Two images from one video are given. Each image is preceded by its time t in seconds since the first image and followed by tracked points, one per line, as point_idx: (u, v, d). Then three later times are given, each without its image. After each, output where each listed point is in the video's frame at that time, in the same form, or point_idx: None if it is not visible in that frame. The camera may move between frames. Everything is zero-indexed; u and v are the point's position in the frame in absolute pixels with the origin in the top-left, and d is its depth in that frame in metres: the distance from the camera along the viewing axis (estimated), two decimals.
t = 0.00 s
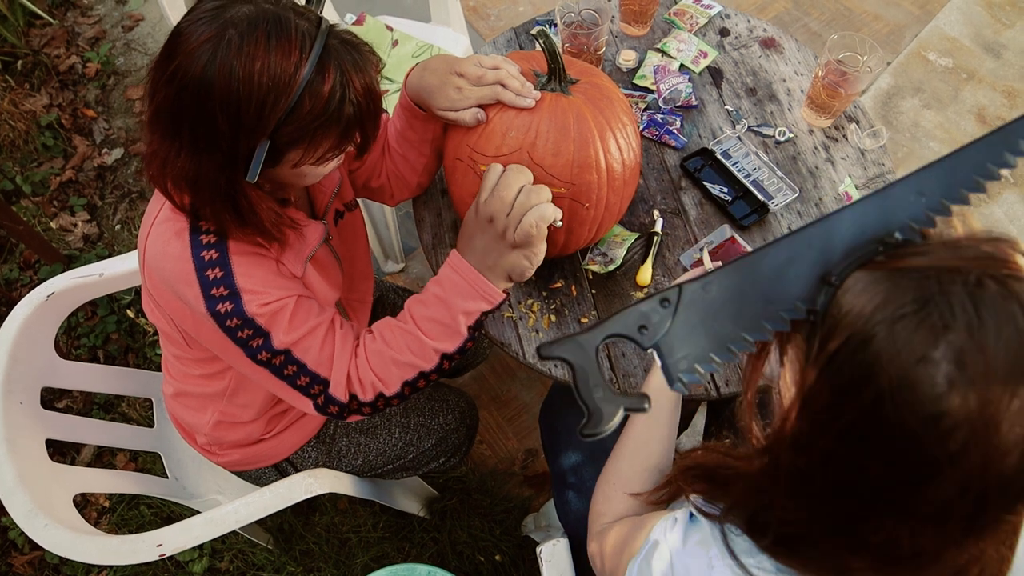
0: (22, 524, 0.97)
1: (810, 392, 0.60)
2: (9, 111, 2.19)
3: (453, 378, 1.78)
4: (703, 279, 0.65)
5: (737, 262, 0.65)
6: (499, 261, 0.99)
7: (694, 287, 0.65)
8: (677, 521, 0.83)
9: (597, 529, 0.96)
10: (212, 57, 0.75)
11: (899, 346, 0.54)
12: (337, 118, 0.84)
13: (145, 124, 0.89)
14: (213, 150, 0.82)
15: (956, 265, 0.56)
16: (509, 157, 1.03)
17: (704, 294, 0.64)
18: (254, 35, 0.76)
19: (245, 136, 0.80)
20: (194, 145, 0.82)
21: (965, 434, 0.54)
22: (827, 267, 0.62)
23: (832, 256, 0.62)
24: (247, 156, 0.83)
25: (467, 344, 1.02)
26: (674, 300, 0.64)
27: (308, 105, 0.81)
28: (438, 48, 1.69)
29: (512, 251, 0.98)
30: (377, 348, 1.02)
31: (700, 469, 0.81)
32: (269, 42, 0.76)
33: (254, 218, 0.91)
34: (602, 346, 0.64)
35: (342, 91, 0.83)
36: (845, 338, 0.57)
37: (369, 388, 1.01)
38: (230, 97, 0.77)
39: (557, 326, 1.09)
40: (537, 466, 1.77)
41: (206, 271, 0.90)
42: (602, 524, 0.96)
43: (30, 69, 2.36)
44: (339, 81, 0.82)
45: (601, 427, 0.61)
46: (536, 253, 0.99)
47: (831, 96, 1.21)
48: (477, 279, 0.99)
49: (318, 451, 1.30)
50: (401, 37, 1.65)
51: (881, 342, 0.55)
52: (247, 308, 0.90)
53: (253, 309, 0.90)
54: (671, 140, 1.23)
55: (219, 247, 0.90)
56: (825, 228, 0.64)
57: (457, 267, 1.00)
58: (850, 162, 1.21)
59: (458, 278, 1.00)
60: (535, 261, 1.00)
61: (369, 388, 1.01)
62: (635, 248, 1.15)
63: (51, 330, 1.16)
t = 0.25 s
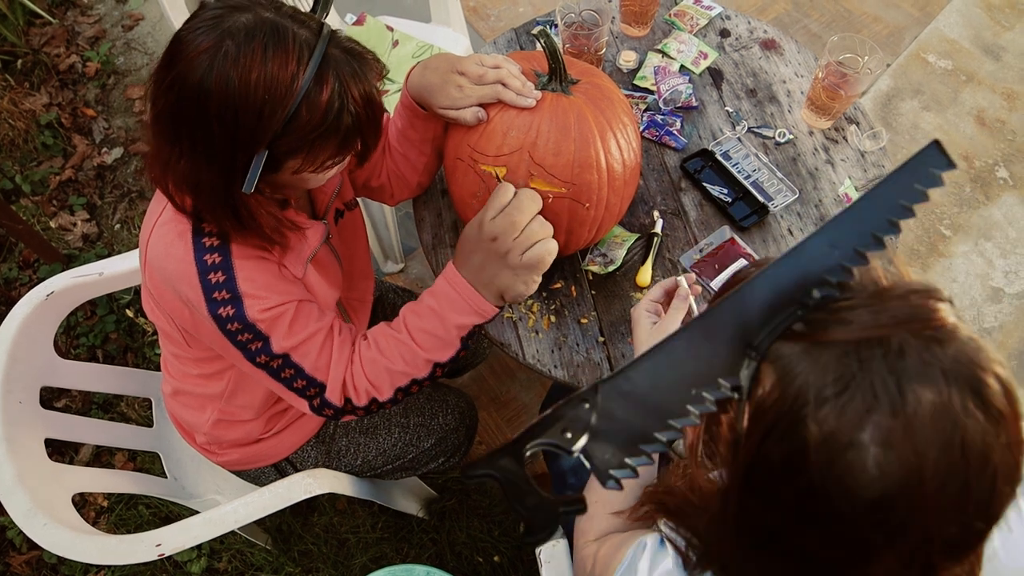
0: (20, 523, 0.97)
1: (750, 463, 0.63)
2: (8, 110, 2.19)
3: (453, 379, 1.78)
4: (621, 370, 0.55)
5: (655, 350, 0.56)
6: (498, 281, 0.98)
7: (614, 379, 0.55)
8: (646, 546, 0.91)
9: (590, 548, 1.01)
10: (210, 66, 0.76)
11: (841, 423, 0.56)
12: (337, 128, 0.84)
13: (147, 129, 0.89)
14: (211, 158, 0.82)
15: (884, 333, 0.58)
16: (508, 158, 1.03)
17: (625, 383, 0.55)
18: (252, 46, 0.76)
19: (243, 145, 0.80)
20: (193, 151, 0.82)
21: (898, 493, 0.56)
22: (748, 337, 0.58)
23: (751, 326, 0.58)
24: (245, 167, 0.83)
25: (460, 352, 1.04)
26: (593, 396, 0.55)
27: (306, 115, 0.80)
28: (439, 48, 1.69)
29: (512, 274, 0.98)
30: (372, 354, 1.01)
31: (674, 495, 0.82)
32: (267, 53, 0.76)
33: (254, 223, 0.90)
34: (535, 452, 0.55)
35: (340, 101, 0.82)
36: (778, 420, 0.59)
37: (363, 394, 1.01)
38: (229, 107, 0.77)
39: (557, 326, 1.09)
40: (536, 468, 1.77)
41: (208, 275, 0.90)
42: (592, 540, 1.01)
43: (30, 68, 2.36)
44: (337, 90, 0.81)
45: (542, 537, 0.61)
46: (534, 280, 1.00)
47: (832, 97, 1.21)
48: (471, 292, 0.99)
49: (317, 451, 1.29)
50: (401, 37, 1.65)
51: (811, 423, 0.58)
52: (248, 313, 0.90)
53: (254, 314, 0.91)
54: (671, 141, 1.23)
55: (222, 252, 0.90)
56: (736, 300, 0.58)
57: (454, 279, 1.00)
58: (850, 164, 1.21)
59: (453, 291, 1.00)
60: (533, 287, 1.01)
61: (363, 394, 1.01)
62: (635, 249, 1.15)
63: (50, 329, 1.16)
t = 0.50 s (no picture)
0: (19, 521, 0.97)
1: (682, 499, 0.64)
2: (6, 108, 2.19)
3: (450, 378, 1.77)
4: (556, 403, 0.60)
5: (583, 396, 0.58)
6: (480, 285, 0.98)
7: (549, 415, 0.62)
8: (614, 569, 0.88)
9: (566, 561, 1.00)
10: (210, 87, 0.76)
11: (750, 480, 0.57)
12: (339, 146, 0.85)
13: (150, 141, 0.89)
14: (211, 174, 0.83)
15: (804, 382, 0.56)
16: (508, 157, 1.03)
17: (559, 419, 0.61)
18: (251, 69, 0.76)
19: (243, 162, 0.81)
20: (193, 164, 0.83)
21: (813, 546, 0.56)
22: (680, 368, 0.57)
23: (683, 356, 0.58)
24: (246, 188, 0.84)
25: (449, 354, 1.05)
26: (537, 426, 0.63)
27: (306, 135, 0.81)
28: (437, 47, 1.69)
29: (495, 279, 0.97)
30: (363, 358, 1.01)
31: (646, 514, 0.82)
32: (266, 75, 0.77)
33: (256, 235, 0.90)
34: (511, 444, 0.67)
35: (340, 120, 0.83)
36: (697, 469, 0.60)
37: (357, 398, 1.02)
38: (229, 130, 0.78)
39: (555, 325, 1.09)
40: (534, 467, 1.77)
41: (211, 281, 0.90)
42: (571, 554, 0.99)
43: (27, 67, 2.35)
44: (338, 110, 0.82)
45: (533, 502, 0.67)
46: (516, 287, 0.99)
47: (830, 97, 1.22)
48: (455, 296, 0.99)
49: (316, 450, 1.29)
50: (400, 36, 1.65)
51: (730, 472, 0.58)
52: (249, 319, 0.90)
53: (255, 321, 0.91)
54: (669, 141, 1.23)
55: (224, 259, 0.90)
56: (656, 350, 0.57)
57: (440, 283, 1.00)
58: (848, 164, 1.21)
59: (442, 296, 1.00)
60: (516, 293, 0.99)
61: (358, 398, 1.02)
62: (634, 248, 1.15)
63: (48, 327, 1.15)
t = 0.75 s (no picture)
0: (18, 519, 0.97)
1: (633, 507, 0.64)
2: (5, 105, 2.18)
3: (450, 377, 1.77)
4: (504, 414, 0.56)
5: (538, 399, 0.56)
6: (464, 270, 0.98)
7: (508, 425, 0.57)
8: None
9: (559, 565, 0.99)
10: (236, 117, 0.76)
11: (691, 486, 0.57)
12: (361, 169, 0.86)
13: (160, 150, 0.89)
14: (233, 197, 0.83)
15: (758, 392, 0.56)
16: (510, 156, 1.03)
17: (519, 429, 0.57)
18: (277, 100, 0.76)
19: (269, 186, 0.82)
20: (214, 186, 0.82)
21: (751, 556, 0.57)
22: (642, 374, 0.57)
23: (647, 364, 0.57)
24: (270, 213, 0.85)
25: (449, 348, 1.03)
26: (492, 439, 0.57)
27: (331, 160, 0.82)
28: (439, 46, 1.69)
29: (477, 263, 0.97)
30: (363, 357, 1.00)
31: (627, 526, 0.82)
32: (292, 108, 0.77)
33: (273, 251, 0.91)
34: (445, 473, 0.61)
35: (363, 144, 0.84)
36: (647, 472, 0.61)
37: (360, 399, 1.01)
38: (254, 159, 0.79)
39: (557, 324, 1.09)
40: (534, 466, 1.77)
41: (215, 283, 0.90)
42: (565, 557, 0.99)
43: (27, 64, 2.35)
44: (361, 135, 0.83)
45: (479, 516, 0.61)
46: (500, 273, 0.98)
47: (832, 98, 1.22)
48: (446, 287, 1.00)
49: (315, 449, 1.29)
50: (401, 35, 1.65)
51: (674, 475, 0.58)
52: (252, 321, 0.90)
53: (259, 322, 0.91)
54: (671, 140, 1.23)
55: (227, 261, 0.90)
56: (620, 351, 0.56)
57: (433, 276, 1.01)
58: (849, 164, 1.21)
59: (434, 290, 1.01)
60: (499, 279, 0.98)
61: (360, 398, 1.01)
62: (635, 248, 1.15)
63: (48, 325, 1.15)
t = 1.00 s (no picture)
0: (18, 518, 0.97)
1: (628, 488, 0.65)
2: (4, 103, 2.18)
3: (450, 377, 1.77)
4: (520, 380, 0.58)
5: (554, 369, 0.58)
6: (464, 262, 0.98)
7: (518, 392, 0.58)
8: None
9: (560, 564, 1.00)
10: (239, 115, 0.76)
11: (689, 464, 0.57)
12: (363, 168, 0.86)
13: (160, 147, 0.88)
14: (236, 196, 0.83)
15: (762, 374, 0.56)
16: (511, 156, 1.03)
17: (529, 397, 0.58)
18: (280, 98, 0.76)
19: (272, 184, 0.82)
20: (217, 185, 0.82)
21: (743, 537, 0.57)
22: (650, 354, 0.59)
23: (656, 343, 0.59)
24: (271, 211, 0.85)
25: (448, 340, 1.02)
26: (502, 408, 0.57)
27: (334, 159, 0.82)
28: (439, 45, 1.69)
29: (477, 255, 0.97)
30: (364, 353, 1.00)
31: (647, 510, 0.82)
32: (295, 106, 0.77)
33: (274, 251, 0.91)
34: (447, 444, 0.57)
35: (366, 143, 0.83)
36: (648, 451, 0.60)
37: (362, 395, 1.01)
38: (256, 156, 0.78)
39: (557, 324, 1.09)
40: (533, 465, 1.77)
41: (215, 280, 0.90)
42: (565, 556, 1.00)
43: (26, 62, 2.34)
44: (364, 134, 0.83)
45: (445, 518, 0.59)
46: (499, 267, 0.98)
47: (832, 99, 1.22)
48: (445, 279, 0.99)
49: (315, 448, 1.30)
50: (401, 34, 1.65)
51: (672, 453, 0.58)
52: (254, 318, 0.91)
53: (260, 319, 0.91)
54: (671, 141, 1.23)
55: (227, 258, 0.90)
56: (635, 326, 0.60)
57: (433, 268, 1.00)
58: (849, 165, 1.21)
59: (431, 281, 1.00)
60: (498, 274, 0.98)
61: (362, 394, 1.01)
62: (636, 248, 1.15)
63: (47, 323, 1.15)
